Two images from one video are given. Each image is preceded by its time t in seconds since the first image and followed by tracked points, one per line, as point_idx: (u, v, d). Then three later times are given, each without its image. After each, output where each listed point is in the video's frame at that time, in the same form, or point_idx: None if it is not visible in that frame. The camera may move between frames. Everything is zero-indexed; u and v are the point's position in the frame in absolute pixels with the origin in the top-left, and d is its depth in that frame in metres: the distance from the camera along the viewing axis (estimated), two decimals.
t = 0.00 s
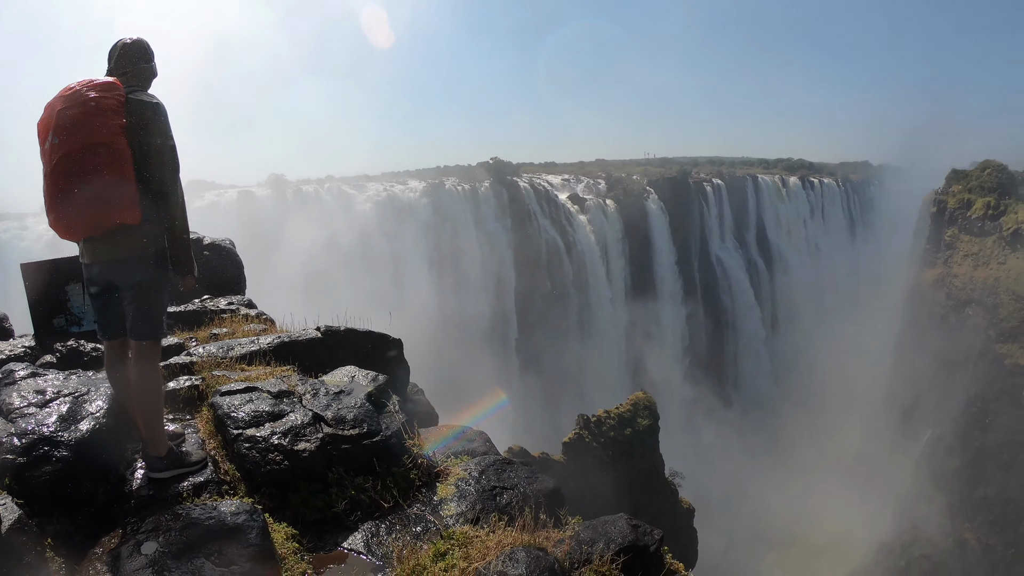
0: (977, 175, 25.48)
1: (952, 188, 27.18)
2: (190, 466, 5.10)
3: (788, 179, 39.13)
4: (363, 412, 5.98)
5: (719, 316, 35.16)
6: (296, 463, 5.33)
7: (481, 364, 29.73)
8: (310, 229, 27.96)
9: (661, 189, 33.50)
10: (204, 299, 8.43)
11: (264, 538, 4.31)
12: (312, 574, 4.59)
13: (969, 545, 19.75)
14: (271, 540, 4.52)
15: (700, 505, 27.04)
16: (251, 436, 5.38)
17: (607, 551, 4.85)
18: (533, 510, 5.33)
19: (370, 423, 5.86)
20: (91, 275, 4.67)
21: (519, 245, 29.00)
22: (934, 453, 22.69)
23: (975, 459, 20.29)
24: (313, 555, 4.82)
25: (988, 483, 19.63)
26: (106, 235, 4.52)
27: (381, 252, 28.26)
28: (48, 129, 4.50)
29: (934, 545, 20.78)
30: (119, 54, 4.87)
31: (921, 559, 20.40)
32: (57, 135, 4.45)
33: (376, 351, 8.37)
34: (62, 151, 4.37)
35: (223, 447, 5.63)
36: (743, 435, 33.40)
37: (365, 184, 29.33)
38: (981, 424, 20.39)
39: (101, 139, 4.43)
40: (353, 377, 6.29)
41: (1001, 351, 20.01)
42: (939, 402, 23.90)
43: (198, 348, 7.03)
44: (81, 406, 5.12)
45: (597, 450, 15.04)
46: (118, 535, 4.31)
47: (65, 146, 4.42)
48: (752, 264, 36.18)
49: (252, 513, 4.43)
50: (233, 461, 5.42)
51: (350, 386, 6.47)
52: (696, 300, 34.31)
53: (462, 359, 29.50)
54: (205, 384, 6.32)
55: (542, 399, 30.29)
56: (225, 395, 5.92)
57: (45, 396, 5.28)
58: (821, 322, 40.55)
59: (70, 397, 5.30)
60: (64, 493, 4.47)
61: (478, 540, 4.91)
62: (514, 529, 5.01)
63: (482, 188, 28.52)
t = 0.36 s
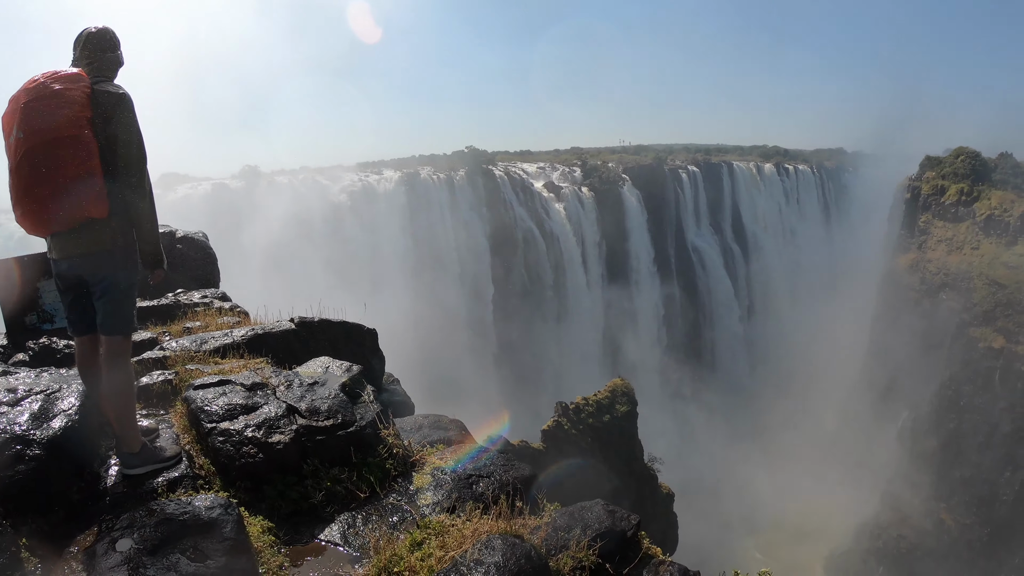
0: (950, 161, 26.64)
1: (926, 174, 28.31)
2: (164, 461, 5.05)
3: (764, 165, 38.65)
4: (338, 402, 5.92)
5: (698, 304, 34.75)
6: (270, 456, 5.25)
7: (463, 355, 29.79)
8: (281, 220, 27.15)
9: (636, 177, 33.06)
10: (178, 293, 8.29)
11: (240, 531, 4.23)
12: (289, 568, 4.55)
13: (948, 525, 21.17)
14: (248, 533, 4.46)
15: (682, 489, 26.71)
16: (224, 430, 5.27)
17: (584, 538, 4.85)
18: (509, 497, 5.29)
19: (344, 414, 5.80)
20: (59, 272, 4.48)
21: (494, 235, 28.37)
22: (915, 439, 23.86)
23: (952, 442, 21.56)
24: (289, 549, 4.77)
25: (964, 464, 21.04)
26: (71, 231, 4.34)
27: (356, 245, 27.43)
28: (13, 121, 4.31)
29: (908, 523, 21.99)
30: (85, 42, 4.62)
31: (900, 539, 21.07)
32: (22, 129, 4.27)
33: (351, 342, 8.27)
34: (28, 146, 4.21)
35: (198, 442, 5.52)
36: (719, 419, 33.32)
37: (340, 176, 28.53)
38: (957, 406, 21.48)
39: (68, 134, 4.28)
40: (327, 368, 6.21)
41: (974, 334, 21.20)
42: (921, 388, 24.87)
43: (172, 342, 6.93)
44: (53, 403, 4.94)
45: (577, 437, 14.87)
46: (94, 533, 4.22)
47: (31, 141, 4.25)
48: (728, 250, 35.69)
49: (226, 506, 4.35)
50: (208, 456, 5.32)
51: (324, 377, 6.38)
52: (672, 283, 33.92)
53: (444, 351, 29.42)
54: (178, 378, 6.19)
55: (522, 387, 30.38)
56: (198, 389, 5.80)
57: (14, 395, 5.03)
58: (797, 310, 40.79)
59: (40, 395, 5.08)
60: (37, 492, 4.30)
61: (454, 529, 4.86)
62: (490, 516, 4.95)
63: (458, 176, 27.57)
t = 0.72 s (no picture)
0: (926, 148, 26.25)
1: (902, 160, 28.11)
2: (138, 457, 4.82)
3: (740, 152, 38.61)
4: (312, 393, 5.84)
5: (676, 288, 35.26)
6: (244, 449, 5.17)
7: (442, 345, 29.80)
8: (252, 212, 25.61)
9: (613, 166, 33.12)
10: (150, 287, 8.13)
11: (215, 525, 4.14)
12: (266, 563, 4.49)
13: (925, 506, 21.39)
14: (223, 527, 4.38)
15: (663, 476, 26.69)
16: (197, 423, 5.18)
17: (560, 524, 4.83)
18: (486, 484, 5.25)
19: (318, 405, 5.72)
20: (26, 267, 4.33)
21: (472, 219, 28.40)
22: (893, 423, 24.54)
23: (932, 426, 22.28)
24: (265, 542, 4.72)
25: (941, 448, 21.73)
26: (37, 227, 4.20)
27: (334, 237, 26.44)
28: None
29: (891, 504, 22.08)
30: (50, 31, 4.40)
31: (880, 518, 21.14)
32: None
33: (324, 332, 8.16)
34: None
35: (172, 436, 5.41)
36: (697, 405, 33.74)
37: (313, 164, 27.33)
38: (933, 392, 22.35)
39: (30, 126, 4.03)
40: (300, 358, 6.13)
41: (951, 320, 21.93)
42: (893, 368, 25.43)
43: (145, 336, 6.79)
44: (24, 401, 4.76)
45: (554, 425, 14.88)
46: (69, 531, 4.09)
47: None
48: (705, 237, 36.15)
49: (201, 500, 4.24)
50: (182, 450, 5.21)
51: (297, 368, 6.29)
52: (649, 270, 34.20)
53: (424, 342, 29.35)
54: (151, 371, 6.04)
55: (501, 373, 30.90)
56: (171, 382, 5.66)
57: None
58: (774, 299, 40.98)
59: (10, 392, 4.88)
60: (9, 493, 4.21)
61: (430, 518, 4.81)
62: (466, 504, 4.88)
63: (433, 166, 27.42)
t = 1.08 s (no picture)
0: (899, 136, 26.93)
1: (876, 148, 28.81)
2: (109, 453, 4.79)
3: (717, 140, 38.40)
4: (285, 383, 5.75)
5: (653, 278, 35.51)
6: (216, 441, 5.08)
7: (418, 335, 29.77)
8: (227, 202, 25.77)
9: (588, 153, 33.05)
10: (122, 280, 7.99)
11: (187, 519, 4.08)
12: (241, 557, 4.43)
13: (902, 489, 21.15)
14: (196, 520, 4.33)
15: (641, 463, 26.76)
16: (169, 417, 5.07)
17: (535, 510, 4.78)
18: (461, 473, 5.21)
19: (291, 395, 5.64)
20: None
21: (447, 208, 27.78)
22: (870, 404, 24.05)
23: (905, 411, 22.18)
24: (240, 535, 4.67)
25: (917, 430, 21.66)
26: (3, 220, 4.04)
27: (307, 227, 26.54)
28: None
29: (868, 488, 21.91)
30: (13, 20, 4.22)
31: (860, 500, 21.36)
32: None
33: (299, 322, 8.04)
34: None
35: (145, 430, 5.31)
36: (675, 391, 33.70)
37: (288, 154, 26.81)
38: (907, 375, 22.25)
39: None
40: (272, 348, 6.02)
41: (924, 304, 21.97)
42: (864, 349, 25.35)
43: (116, 330, 6.66)
44: None
45: (532, 411, 15.08)
46: (41, 529, 3.97)
47: None
48: (680, 225, 36.08)
49: (174, 494, 4.19)
50: (154, 444, 5.12)
51: (270, 358, 6.20)
52: (625, 253, 34.09)
53: (400, 333, 29.40)
54: (123, 365, 5.92)
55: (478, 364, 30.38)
56: (142, 375, 5.54)
57: None
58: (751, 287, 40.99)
59: None
60: None
61: (405, 508, 4.76)
62: (440, 492, 4.83)
63: (408, 154, 26.66)
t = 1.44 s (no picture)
0: (874, 123, 27.62)
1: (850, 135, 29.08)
2: (81, 450, 4.63)
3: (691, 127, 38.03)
4: (256, 374, 5.68)
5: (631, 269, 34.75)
6: (188, 435, 5.00)
7: (389, 337, 27.76)
8: (185, 190, 22.18)
9: (563, 140, 32.13)
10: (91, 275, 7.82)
11: (160, 514, 4.05)
12: (215, 551, 4.39)
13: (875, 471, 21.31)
14: (167, 514, 4.27)
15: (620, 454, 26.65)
16: (140, 411, 4.99)
17: (509, 497, 4.75)
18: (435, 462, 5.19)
19: (262, 387, 5.57)
20: None
21: (423, 199, 26.27)
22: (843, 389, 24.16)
23: (879, 392, 21.99)
24: (214, 529, 4.62)
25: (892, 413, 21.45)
26: None
27: (279, 222, 23.87)
28: None
29: (846, 470, 22.12)
30: None
31: (835, 485, 21.63)
32: None
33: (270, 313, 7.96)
34: None
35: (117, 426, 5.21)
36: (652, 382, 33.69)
37: (258, 144, 24.38)
38: (881, 358, 22.04)
39: None
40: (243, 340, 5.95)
41: (895, 289, 22.11)
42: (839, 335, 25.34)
43: (87, 325, 6.51)
44: None
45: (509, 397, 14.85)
46: (12, 528, 3.82)
47: None
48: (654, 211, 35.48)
49: (146, 489, 4.15)
50: (127, 440, 5.03)
51: (242, 351, 6.13)
52: (600, 240, 33.34)
53: (373, 336, 27.14)
54: (93, 361, 5.77)
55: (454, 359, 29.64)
56: (112, 370, 5.44)
57: None
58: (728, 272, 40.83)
59: None
60: None
61: (379, 498, 4.73)
62: (413, 481, 4.79)
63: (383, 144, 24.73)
